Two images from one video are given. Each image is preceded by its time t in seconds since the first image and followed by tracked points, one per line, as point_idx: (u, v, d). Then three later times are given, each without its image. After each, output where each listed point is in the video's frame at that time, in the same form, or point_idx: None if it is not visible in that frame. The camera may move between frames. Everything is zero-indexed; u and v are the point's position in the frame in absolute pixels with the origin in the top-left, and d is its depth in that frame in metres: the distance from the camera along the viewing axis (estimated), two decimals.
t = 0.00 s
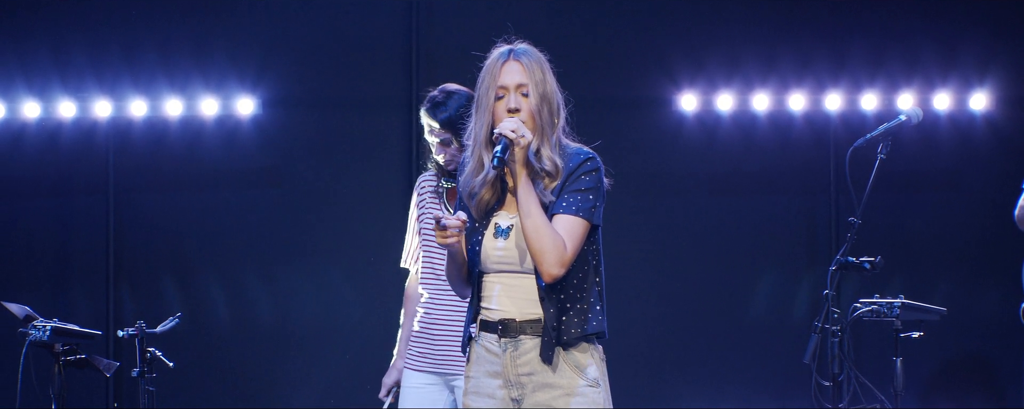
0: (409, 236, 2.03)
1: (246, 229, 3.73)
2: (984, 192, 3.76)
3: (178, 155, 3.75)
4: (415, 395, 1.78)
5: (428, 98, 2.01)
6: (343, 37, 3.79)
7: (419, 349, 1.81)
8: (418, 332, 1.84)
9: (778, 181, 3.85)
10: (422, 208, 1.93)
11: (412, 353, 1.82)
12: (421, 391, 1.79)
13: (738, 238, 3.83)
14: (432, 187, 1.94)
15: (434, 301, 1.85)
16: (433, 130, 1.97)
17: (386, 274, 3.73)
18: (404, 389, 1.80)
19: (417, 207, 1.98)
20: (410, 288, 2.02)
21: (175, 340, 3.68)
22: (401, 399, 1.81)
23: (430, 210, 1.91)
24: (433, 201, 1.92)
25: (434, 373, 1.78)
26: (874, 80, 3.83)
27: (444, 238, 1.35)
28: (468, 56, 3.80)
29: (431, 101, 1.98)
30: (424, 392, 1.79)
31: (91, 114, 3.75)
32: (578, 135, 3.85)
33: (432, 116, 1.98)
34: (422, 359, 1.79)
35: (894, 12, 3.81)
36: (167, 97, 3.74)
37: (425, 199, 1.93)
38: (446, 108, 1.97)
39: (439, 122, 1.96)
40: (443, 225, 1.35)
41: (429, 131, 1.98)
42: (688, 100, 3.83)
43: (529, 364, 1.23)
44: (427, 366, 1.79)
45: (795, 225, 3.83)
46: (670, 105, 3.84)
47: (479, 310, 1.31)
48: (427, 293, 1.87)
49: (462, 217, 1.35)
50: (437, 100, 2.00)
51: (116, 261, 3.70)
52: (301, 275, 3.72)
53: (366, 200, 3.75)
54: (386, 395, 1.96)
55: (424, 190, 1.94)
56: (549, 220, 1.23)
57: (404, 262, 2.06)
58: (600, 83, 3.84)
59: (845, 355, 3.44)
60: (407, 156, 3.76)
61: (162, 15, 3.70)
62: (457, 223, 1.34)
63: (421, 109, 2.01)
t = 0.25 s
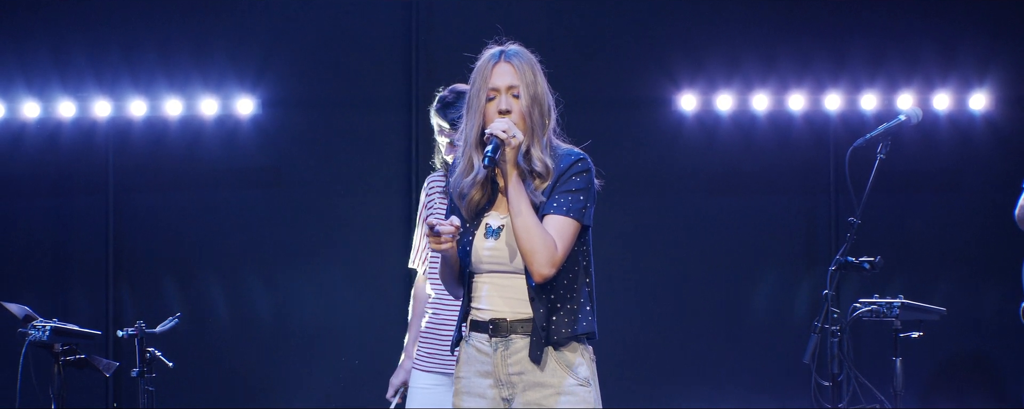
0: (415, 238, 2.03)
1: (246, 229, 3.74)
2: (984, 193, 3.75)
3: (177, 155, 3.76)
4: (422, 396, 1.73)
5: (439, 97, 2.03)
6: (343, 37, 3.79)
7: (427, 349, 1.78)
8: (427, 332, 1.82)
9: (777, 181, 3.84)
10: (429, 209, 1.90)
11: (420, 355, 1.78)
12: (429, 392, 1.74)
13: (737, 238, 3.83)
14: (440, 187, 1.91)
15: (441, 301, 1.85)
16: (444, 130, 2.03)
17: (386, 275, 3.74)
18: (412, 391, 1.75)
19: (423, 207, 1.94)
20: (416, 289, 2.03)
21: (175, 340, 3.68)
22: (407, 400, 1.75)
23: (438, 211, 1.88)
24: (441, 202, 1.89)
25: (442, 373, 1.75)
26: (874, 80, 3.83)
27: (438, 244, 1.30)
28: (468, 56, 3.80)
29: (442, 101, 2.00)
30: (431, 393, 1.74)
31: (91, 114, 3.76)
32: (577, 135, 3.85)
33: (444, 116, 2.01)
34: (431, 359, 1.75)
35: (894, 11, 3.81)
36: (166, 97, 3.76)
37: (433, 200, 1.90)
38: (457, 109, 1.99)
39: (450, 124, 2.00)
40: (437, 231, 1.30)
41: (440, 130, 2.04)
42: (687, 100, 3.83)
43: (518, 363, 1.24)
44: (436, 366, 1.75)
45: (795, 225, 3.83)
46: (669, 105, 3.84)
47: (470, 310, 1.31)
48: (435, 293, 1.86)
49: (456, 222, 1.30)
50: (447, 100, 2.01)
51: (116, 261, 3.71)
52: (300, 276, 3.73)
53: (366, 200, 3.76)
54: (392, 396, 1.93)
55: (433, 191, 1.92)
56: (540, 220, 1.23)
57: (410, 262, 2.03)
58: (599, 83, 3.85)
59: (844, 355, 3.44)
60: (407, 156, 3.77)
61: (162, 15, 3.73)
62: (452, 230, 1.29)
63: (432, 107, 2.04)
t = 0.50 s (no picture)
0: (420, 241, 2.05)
1: (245, 229, 3.74)
2: (984, 193, 3.75)
3: (176, 155, 3.76)
4: (427, 397, 1.69)
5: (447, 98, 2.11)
6: (343, 38, 3.80)
7: (433, 349, 1.76)
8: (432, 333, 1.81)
9: (777, 181, 3.84)
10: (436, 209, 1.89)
11: (425, 355, 1.75)
12: (434, 393, 1.69)
13: (737, 238, 3.83)
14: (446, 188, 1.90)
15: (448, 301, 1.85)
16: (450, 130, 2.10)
17: (386, 275, 3.74)
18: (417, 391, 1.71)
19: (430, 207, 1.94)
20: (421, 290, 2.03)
21: (175, 340, 3.69)
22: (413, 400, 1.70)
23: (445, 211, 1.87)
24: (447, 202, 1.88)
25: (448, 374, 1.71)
26: (873, 80, 3.83)
27: (439, 251, 1.28)
28: (467, 56, 3.80)
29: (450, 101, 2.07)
30: (436, 394, 1.69)
31: (90, 115, 3.75)
32: (577, 135, 3.85)
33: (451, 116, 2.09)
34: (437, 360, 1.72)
35: (894, 11, 3.81)
36: (166, 97, 3.76)
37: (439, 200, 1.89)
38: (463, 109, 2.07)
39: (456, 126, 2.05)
40: (438, 238, 1.27)
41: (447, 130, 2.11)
42: (687, 101, 3.83)
43: (513, 362, 1.24)
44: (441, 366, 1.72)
45: (794, 225, 3.83)
46: (669, 105, 3.84)
47: (465, 310, 1.32)
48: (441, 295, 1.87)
49: (458, 229, 1.27)
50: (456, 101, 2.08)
51: (115, 261, 3.71)
52: (300, 276, 3.73)
53: (366, 200, 3.76)
54: (398, 397, 1.96)
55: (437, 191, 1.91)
56: (536, 221, 1.23)
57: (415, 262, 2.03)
58: (599, 83, 3.85)
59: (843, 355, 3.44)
60: (406, 156, 3.77)
61: (161, 15, 3.73)
62: (453, 237, 1.27)
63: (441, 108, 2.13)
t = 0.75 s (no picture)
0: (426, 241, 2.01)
1: (245, 229, 3.74)
2: (984, 193, 3.75)
3: (176, 155, 3.75)
4: (431, 398, 1.61)
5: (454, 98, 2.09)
6: (343, 37, 3.79)
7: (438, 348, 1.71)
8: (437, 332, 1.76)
9: (777, 181, 3.84)
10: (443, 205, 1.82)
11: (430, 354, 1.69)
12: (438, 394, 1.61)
13: (737, 238, 3.83)
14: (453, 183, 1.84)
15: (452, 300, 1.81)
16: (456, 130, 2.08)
17: (386, 275, 3.74)
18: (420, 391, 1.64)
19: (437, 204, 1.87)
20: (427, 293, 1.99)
21: (174, 340, 3.68)
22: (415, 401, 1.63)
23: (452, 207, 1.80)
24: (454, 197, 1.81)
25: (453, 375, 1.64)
26: (873, 80, 3.83)
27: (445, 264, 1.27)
28: (467, 56, 3.80)
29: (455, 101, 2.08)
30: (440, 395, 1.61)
31: (89, 115, 3.75)
32: (576, 135, 3.85)
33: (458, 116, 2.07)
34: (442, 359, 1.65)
35: (894, 11, 3.81)
36: (165, 97, 3.75)
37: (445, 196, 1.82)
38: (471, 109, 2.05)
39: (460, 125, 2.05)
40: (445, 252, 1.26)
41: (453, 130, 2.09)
42: (686, 101, 3.83)
43: (515, 362, 1.24)
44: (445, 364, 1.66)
45: (794, 225, 3.83)
46: (669, 106, 3.85)
47: (467, 310, 1.32)
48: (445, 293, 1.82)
49: (464, 244, 1.25)
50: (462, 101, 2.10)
51: (115, 261, 3.71)
52: (300, 276, 3.73)
53: (365, 200, 3.75)
54: (401, 399, 1.87)
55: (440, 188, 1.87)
56: (538, 222, 1.23)
57: (421, 262, 1.97)
58: (599, 83, 3.85)
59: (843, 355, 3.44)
60: (405, 156, 3.77)
61: (161, 16, 3.73)
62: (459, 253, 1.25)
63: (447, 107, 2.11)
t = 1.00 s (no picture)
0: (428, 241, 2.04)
1: (245, 229, 3.73)
2: (983, 193, 3.76)
3: (175, 156, 3.75)
4: (433, 396, 1.70)
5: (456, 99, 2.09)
6: (343, 37, 3.79)
7: (439, 350, 1.76)
8: (439, 334, 1.81)
9: (777, 181, 3.84)
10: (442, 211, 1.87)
11: (431, 356, 1.75)
12: (439, 392, 1.71)
13: (737, 238, 3.83)
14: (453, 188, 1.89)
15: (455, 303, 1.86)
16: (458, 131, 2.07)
17: (386, 275, 3.74)
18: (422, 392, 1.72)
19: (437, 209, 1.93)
20: (429, 293, 2.04)
21: (174, 340, 3.68)
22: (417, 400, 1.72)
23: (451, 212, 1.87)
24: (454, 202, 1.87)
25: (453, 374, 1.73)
26: (873, 80, 3.83)
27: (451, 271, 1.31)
28: (467, 56, 3.80)
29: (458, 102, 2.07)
30: (442, 393, 1.71)
31: (89, 115, 3.74)
32: (577, 134, 3.85)
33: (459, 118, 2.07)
34: (443, 360, 1.73)
35: (894, 11, 3.82)
36: (165, 97, 3.75)
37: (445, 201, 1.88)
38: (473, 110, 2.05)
39: (464, 125, 2.05)
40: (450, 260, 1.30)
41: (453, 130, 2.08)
42: (686, 101, 3.83)
43: (523, 363, 1.24)
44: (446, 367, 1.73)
45: (794, 225, 3.84)
46: (668, 106, 3.85)
47: (474, 310, 1.31)
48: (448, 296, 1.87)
49: (469, 249, 1.30)
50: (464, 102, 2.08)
51: (114, 261, 3.70)
52: (299, 275, 3.72)
53: (365, 200, 3.75)
54: (404, 398, 1.95)
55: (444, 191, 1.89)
56: (546, 222, 1.23)
57: (422, 263, 2.04)
58: (599, 83, 3.85)
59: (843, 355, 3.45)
60: (406, 156, 3.76)
61: (161, 15, 3.72)
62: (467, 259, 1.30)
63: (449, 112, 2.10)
